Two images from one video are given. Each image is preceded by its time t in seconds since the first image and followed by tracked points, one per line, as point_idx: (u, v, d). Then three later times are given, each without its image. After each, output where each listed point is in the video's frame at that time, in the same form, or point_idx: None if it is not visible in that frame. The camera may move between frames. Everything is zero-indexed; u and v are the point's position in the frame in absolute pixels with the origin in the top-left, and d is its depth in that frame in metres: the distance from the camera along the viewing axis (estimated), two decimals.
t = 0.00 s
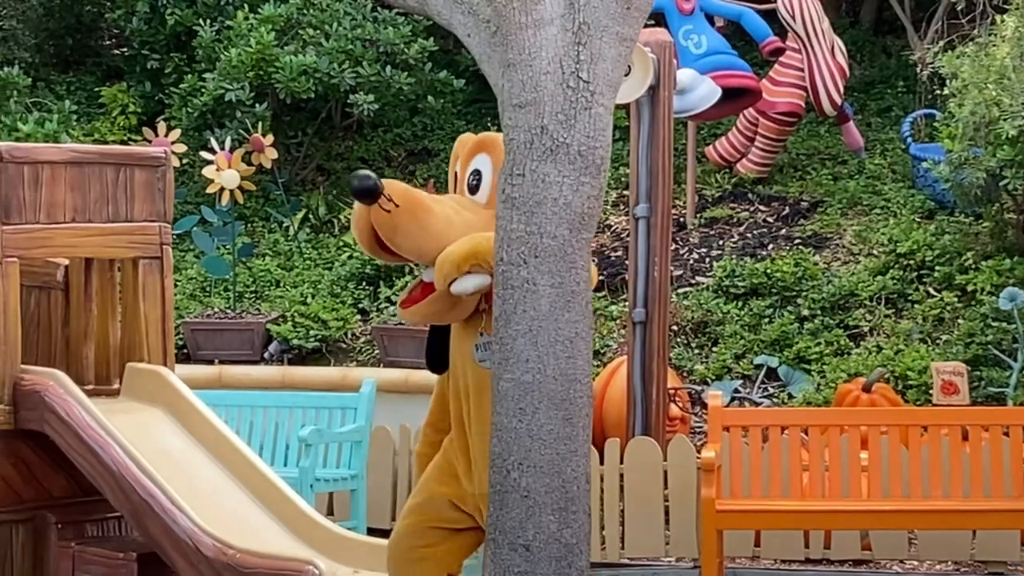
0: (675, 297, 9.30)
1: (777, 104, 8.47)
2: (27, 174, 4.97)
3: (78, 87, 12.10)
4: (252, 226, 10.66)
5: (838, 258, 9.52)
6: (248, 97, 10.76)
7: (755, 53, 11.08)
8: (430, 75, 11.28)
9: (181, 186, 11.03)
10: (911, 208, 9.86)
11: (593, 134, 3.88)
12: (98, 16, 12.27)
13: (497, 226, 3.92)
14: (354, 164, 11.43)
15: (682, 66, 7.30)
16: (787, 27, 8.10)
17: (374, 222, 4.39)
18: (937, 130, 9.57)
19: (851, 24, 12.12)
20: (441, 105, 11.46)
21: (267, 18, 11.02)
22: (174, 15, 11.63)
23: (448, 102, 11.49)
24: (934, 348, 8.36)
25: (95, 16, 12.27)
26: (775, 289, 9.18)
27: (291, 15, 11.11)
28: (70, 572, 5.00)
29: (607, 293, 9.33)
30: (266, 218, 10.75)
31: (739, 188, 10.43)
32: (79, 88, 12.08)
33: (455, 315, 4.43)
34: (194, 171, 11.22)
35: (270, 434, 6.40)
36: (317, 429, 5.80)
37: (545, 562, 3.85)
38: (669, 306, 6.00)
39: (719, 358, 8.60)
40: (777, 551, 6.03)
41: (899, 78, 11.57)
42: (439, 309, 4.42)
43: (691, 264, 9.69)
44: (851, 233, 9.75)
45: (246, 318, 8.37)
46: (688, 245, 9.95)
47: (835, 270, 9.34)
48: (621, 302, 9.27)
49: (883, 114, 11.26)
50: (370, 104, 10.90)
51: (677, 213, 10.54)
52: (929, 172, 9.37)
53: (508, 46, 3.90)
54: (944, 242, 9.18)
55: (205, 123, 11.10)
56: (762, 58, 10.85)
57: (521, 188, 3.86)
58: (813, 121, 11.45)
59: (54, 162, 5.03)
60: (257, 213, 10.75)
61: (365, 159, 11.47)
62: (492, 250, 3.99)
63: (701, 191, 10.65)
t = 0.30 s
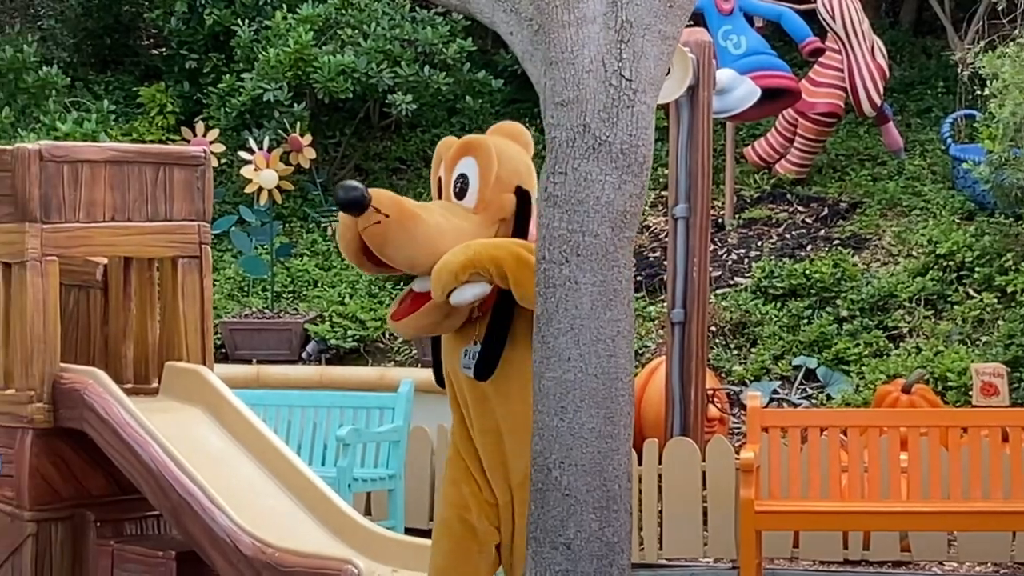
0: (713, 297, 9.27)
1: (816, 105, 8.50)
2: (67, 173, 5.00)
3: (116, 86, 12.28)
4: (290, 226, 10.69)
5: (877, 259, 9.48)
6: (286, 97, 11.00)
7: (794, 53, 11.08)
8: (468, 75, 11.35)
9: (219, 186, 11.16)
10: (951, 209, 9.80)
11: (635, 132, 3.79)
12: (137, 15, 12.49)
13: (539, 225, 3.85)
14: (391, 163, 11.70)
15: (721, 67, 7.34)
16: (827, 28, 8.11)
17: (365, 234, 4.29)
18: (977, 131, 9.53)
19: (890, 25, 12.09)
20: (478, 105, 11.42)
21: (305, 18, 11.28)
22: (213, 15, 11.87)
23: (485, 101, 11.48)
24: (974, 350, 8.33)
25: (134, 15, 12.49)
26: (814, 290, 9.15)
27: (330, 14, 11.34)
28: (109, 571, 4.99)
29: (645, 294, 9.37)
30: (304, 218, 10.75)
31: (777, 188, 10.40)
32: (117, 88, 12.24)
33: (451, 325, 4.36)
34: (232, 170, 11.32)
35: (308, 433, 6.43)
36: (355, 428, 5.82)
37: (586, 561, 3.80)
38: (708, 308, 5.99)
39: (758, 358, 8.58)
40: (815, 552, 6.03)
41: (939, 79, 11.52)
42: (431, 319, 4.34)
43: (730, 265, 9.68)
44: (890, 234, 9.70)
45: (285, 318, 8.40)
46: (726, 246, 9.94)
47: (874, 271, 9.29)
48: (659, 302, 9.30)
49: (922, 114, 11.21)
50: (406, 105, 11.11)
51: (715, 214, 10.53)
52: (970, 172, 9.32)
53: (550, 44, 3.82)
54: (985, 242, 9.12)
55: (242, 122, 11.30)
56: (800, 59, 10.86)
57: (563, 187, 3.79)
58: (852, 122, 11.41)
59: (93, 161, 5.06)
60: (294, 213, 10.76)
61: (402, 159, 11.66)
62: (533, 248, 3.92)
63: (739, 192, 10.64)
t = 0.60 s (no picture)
0: (757, 296, 9.28)
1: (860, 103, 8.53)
2: (113, 171, 5.03)
3: (160, 85, 12.39)
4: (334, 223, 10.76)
5: (921, 258, 9.44)
6: (331, 96, 11.19)
7: (838, 52, 11.10)
8: (512, 74, 11.54)
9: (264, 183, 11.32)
10: (996, 207, 9.76)
11: (682, 130, 3.71)
12: (181, 13, 12.63)
13: (585, 222, 3.76)
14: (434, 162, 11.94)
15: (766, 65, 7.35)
16: (871, 26, 8.10)
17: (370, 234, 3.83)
18: None
19: (935, 23, 12.05)
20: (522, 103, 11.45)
21: (349, 16, 11.44)
22: (258, 13, 12.07)
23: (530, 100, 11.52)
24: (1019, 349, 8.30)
25: (178, 14, 12.63)
26: (858, 289, 9.13)
27: (374, 13, 11.53)
28: (155, 567, 5.00)
29: (690, 292, 9.46)
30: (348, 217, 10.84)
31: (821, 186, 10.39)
32: (162, 86, 12.38)
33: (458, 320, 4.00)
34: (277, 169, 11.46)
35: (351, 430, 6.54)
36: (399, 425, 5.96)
37: (632, 557, 3.68)
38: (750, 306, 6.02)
39: (801, 357, 8.57)
40: (859, 551, 6.04)
41: (984, 78, 11.47)
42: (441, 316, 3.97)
43: (774, 263, 9.69)
44: (935, 233, 9.66)
45: (329, 315, 8.46)
46: (770, 245, 9.93)
47: (918, 270, 9.26)
48: (703, 301, 9.36)
49: (967, 113, 11.17)
50: (451, 101, 11.11)
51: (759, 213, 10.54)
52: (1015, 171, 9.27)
53: (597, 42, 3.73)
54: None
55: (287, 121, 11.47)
56: (844, 58, 10.89)
57: (610, 184, 3.69)
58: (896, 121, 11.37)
59: (140, 158, 5.09)
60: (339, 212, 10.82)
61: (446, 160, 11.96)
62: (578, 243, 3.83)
63: (783, 190, 10.67)
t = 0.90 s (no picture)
0: (804, 295, 9.25)
1: (908, 102, 8.46)
2: (162, 169, 5.08)
3: (209, 83, 12.49)
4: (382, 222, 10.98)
5: (968, 257, 9.38)
6: (378, 94, 11.23)
7: (885, 50, 11.06)
8: (558, 72, 11.60)
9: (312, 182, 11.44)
10: None
11: (730, 129, 3.69)
12: (230, 12, 12.73)
13: (633, 222, 3.75)
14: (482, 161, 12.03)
15: (813, 64, 7.32)
16: (920, 25, 8.07)
17: (423, 233, 3.71)
18: None
19: (984, 22, 11.98)
20: (570, 102, 11.79)
21: (397, 14, 11.57)
22: (305, 12, 12.14)
23: (577, 99, 11.87)
24: None
25: (226, 13, 12.74)
26: (905, 288, 9.08)
27: (422, 11, 11.68)
28: (203, 565, 5.05)
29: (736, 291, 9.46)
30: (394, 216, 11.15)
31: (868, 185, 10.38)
32: (210, 85, 12.48)
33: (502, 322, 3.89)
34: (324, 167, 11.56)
35: (397, 427, 6.64)
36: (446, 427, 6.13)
37: (679, 557, 3.68)
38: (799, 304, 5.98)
39: (848, 356, 8.54)
40: (906, 551, 6.02)
41: None
42: (485, 317, 3.84)
43: (821, 263, 9.65)
44: (983, 232, 9.60)
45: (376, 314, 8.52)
46: (817, 244, 9.89)
47: (966, 270, 9.19)
48: (750, 300, 9.37)
49: (1016, 112, 11.10)
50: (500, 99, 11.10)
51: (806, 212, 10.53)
52: None
53: (645, 41, 3.73)
54: None
55: (335, 120, 11.56)
56: (892, 57, 10.88)
57: (658, 183, 3.69)
58: (945, 120, 11.29)
59: (188, 157, 5.13)
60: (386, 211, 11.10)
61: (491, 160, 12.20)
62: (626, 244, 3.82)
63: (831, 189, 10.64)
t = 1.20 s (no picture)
0: (857, 294, 9.19)
1: (961, 100, 8.44)
2: (215, 167, 5.13)
3: (262, 81, 12.62)
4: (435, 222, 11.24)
5: None
6: (430, 93, 11.27)
7: (939, 49, 11.00)
8: (611, 70, 11.75)
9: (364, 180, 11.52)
10: None
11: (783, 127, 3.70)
12: (282, 11, 12.86)
13: (686, 219, 3.77)
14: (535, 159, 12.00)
15: (865, 62, 7.28)
16: (974, 23, 8.05)
17: (487, 204, 3.63)
18: None
19: None
20: (622, 101, 11.95)
21: (449, 13, 11.72)
22: (357, 10, 12.21)
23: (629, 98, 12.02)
24: None
25: (279, 11, 12.86)
26: (958, 287, 9.01)
27: (474, 10, 11.82)
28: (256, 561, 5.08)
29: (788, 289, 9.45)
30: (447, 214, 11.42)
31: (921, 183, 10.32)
32: (263, 83, 12.59)
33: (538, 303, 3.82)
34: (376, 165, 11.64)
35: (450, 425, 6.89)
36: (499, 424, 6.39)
37: (731, 555, 3.71)
38: (852, 301, 5.93)
39: (902, 355, 8.48)
40: (960, 549, 5.99)
41: None
42: (533, 298, 3.72)
43: (873, 261, 9.59)
44: None
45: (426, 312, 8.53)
46: (870, 242, 9.83)
47: (1020, 268, 9.11)
48: (802, 298, 9.33)
49: None
50: (550, 98, 11.26)
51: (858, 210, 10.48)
52: None
53: (698, 38, 3.75)
54: None
55: (387, 118, 11.63)
56: (945, 55, 10.81)
57: (710, 181, 3.71)
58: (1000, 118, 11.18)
59: (241, 155, 5.18)
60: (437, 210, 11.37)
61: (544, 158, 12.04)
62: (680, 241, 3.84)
63: (884, 187, 10.60)
